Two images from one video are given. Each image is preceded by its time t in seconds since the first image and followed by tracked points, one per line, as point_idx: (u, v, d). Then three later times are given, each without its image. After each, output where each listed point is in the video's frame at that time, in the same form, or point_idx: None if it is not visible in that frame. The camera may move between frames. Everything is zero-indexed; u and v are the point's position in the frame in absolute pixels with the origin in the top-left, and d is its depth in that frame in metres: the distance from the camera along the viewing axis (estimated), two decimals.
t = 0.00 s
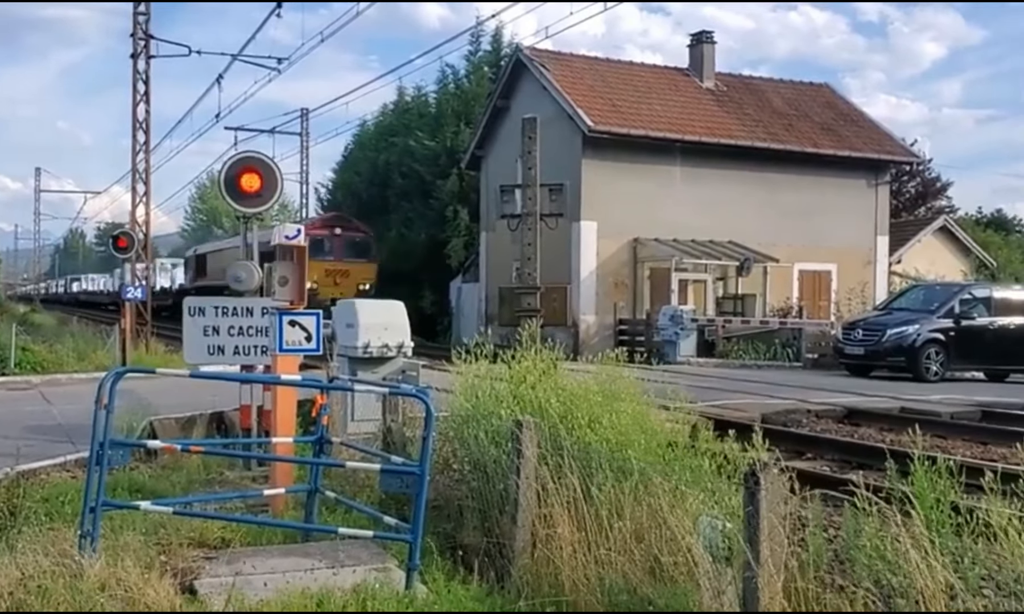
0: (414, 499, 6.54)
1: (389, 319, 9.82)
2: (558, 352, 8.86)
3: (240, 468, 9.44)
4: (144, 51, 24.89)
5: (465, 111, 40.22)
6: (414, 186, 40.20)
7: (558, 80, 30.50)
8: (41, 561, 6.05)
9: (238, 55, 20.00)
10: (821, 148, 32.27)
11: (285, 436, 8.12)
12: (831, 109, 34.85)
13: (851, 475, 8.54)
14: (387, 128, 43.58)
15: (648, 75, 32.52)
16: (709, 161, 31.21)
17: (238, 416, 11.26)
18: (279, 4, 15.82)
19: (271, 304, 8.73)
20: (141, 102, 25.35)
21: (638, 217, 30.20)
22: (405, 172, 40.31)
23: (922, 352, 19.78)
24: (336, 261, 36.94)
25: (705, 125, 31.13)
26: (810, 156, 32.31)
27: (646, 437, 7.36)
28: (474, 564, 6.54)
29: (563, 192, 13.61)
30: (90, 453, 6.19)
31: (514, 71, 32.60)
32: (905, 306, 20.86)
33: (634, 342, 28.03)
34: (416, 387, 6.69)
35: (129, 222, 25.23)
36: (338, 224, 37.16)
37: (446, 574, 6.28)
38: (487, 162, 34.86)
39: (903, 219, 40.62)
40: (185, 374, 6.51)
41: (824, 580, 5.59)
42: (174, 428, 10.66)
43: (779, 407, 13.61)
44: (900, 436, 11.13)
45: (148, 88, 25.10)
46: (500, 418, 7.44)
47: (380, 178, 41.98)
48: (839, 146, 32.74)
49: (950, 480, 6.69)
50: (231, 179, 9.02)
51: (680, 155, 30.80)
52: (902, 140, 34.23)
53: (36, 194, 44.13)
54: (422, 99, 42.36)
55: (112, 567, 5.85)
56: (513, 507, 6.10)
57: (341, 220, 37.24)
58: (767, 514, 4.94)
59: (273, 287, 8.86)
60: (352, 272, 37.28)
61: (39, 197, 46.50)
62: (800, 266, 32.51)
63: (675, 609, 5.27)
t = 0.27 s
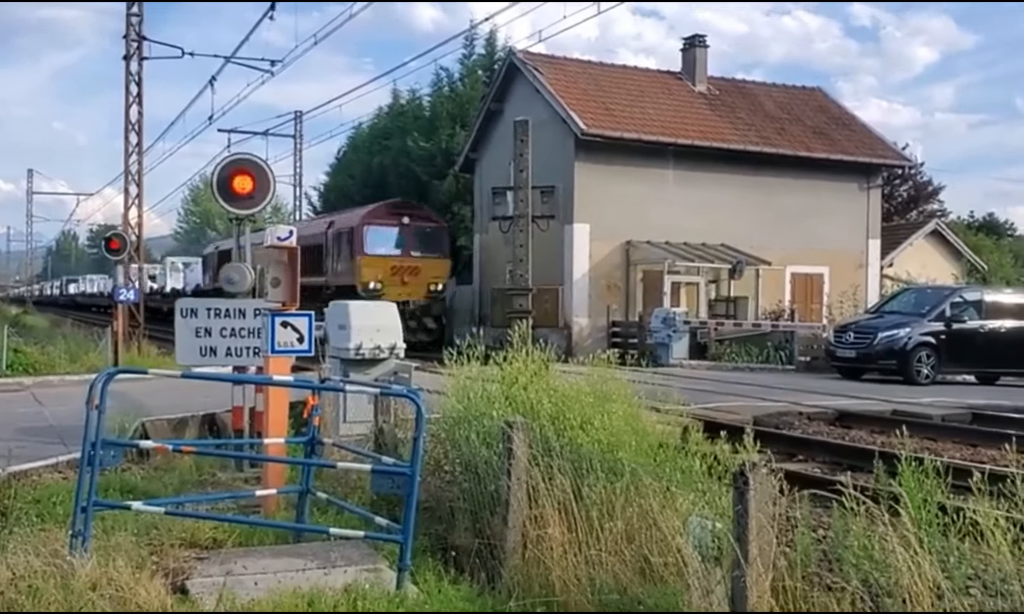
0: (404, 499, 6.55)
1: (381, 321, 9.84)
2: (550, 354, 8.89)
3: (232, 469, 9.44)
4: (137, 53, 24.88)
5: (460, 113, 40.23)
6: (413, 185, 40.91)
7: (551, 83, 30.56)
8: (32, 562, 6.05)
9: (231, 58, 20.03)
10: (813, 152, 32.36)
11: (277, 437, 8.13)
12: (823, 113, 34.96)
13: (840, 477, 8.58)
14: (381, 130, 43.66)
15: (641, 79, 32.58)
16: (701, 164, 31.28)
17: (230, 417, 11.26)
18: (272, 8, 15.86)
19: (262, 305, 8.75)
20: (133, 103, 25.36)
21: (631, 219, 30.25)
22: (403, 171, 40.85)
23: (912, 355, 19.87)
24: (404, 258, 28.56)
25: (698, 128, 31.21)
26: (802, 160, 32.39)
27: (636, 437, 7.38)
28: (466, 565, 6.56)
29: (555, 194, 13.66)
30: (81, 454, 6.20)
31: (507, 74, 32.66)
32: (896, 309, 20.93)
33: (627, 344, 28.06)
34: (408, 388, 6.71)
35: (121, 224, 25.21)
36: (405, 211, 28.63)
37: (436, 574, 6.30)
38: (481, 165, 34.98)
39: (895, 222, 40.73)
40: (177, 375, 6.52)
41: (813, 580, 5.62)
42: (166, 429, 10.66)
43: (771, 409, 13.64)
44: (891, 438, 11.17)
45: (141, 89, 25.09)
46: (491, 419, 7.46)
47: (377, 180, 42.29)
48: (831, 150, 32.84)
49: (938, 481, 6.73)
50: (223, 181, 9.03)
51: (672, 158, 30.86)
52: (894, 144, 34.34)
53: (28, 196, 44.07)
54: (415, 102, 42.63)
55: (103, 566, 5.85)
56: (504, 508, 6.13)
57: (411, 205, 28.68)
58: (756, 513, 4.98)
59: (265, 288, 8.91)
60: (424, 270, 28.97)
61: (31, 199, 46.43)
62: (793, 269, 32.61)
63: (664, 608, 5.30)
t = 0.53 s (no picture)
0: (400, 509, 6.55)
1: (375, 332, 9.83)
2: (546, 365, 8.90)
3: (226, 479, 9.42)
4: (129, 64, 24.88)
5: (454, 125, 41.26)
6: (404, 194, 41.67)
7: (544, 95, 30.66)
8: (26, 572, 6.04)
9: (224, 69, 20.06)
10: (804, 165, 32.49)
11: (272, 448, 8.10)
12: (813, 126, 35.13)
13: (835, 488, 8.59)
14: (373, 141, 43.81)
15: (633, 92, 32.68)
16: (693, 177, 31.37)
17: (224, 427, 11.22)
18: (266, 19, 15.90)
19: (257, 316, 8.74)
20: (126, 114, 25.32)
21: (623, 231, 30.29)
22: (395, 180, 41.46)
23: (904, 367, 19.94)
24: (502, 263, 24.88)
25: (690, 141, 31.33)
26: (793, 172, 32.52)
27: (632, 448, 7.39)
28: (462, 576, 6.56)
29: (549, 205, 13.67)
30: (76, 464, 6.19)
31: (499, 87, 32.76)
32: (887, 321, 21.01)
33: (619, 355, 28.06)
34: (404, 398, 6.71)
35: (113, 234, 25.17)
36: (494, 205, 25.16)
37: (433, 585, 6.29)
38: (474, 175, 35.24)
39: (885, 235, 40.88)
40: (172, 385, 6.51)
41: (809, 591, 5.63)
42: (160, 439, 10.64)
43: (763, 421, 13.66)
44: (883, 449, 11.18)
45: (134, 100, 25.09)
46: (486, 429, 7.46)
47: (366, 191, 42.74)
48: (821, 162, 32.98)
49: (932, 492, 6.75)
50: (217, 191, 9.02)
51: (664, 170, 30.95)
52: (885, 157, 34.51)
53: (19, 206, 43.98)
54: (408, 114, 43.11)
55: (98, 577, 5.84)
56: (500, 518, 6.14)
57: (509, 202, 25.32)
58: (753, 524, 5.00)
59: (261, 299, 8.84)
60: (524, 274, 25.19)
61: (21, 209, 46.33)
62: (783, 280, 32.71)
63: None
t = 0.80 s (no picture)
0: (374, 516, 6.52)
1: (348, 340, 9.80)
2: (519, 373, 8.90)
3: (198, 488, 9.36)
4: (100, 70, 24.70)
5: (425, 133, 41.63)
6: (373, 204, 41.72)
7: (517, 103, 30.73)
8: None
9: (196, 75, 19.96)
10: (775, 173, 32.71)
11: (245, 456, 8.06)
12: (784, 135, 35.41)
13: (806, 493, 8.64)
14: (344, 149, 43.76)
15: (606, 100, 32.81)
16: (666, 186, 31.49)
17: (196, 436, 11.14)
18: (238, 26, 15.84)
19: (229, 324, 8.69)
20: (96, 121, 25.12)
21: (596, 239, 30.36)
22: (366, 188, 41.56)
23: (873, 373, 20.11)
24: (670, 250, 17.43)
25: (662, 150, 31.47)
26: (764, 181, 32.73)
27: (605, 454, 7.40)
28: (435, 584, 6.54)
29: (523, 213, 13.67)
30: (46, 473, 6.13)
31: (472, 95, 32.80)
32: (857, 328, 21.17)
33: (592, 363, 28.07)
34: (378, 406, 6.69)
35: (83, 242, 24.95)
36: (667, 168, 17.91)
37: (406, 592, 6.27)
38: (447, 183, 35.38)
39: (855, 243, 41.24)
40: (144, 393, 6.46)
41: (781, 595, 5.66)
42: (131, 447, 10.56)
43: (735, 427, 13.72)
44: (854, 455, 11.25)
45: (104, 107, 24.90)
46: (460, 436, 7.44)
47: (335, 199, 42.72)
48: (792, 171, 33.23)
49: (903, 497, 6.79)
50: (188, 198, 8.98)
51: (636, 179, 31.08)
52: (854, 166, 34.82)
53: None
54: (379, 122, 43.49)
55: (68, 587, 5.78)
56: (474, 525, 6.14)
57: (682, 161, 17.97)
58: (726, 529, 5.02)
59: (233, 306, 8.81)
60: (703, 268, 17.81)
61: None
62: (755, 288, 32.88)
63: None
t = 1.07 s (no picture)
0: (336, 518, 6.47)
1: (310, 341, 9.72)
2: (483, 375, 8.88)
3: (157, 491, 9.25)
4: (59, 69, 24.37)
5: (388, 132, 41.70)
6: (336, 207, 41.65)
7: (481, 105, 30.72)
8: None
9: (157, 74, 19.75)
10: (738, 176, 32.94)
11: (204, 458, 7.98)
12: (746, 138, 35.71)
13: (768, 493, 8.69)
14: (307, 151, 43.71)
15: (571, 103, 32.86)
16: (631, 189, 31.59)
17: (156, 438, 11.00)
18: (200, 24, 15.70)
19: (189, 325, 8.60)
20: (55, 121, 24.81)
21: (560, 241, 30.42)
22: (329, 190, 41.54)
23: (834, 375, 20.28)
24: None
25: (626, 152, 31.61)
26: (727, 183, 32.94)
27: (567, 455, 7.39)
28: (396, 586, 6.50)
29: (487, 214, 13.63)
30: (1, 477, 6.03)
31: (436, 96, 32.77)
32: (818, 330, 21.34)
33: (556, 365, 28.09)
34: (340, 408, 6.64)
35: (41, 243, 24.61)
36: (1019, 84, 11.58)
37: (368, 594, 6.24)
38: (411, 184, 35.34)
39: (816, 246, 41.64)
40: (102, 396, 6.37)
41: (742, 594, 5.69)
42: (89, 451, 10.43)
43: (697, 428, 13.79)
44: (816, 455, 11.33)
45: (63, 106, 24.58)
46: (422, 437, 7.41)
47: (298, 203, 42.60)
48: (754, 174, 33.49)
49: (860, 496, 6.85)
50: (148, 198, 8.88)
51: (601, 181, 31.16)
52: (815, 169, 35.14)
53: None
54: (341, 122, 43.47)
55: (23, 592, 5.70)
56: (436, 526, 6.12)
57: None
58: (688, 528, 5.04)
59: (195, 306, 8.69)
60: None
61: None
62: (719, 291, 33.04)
63: None
